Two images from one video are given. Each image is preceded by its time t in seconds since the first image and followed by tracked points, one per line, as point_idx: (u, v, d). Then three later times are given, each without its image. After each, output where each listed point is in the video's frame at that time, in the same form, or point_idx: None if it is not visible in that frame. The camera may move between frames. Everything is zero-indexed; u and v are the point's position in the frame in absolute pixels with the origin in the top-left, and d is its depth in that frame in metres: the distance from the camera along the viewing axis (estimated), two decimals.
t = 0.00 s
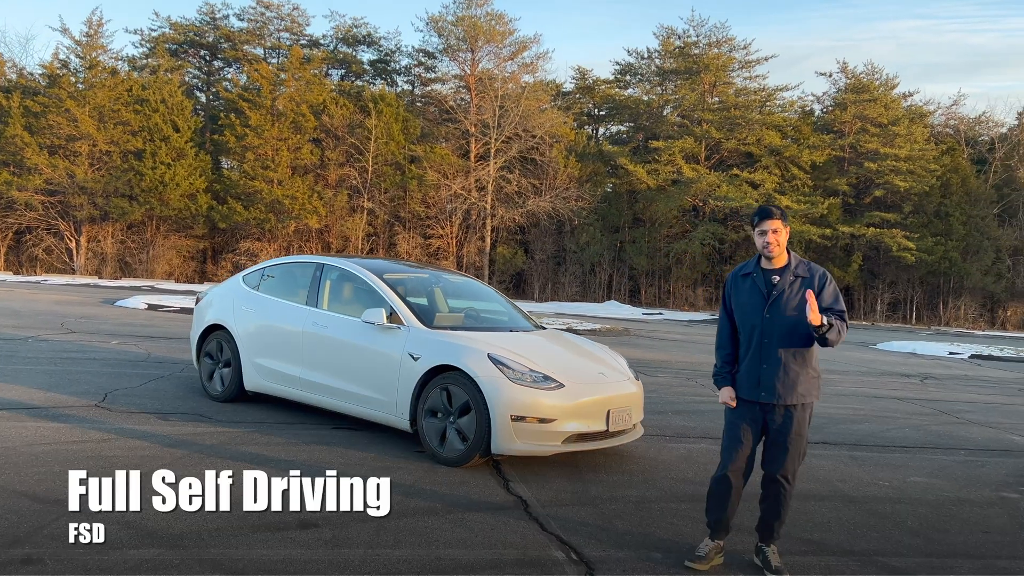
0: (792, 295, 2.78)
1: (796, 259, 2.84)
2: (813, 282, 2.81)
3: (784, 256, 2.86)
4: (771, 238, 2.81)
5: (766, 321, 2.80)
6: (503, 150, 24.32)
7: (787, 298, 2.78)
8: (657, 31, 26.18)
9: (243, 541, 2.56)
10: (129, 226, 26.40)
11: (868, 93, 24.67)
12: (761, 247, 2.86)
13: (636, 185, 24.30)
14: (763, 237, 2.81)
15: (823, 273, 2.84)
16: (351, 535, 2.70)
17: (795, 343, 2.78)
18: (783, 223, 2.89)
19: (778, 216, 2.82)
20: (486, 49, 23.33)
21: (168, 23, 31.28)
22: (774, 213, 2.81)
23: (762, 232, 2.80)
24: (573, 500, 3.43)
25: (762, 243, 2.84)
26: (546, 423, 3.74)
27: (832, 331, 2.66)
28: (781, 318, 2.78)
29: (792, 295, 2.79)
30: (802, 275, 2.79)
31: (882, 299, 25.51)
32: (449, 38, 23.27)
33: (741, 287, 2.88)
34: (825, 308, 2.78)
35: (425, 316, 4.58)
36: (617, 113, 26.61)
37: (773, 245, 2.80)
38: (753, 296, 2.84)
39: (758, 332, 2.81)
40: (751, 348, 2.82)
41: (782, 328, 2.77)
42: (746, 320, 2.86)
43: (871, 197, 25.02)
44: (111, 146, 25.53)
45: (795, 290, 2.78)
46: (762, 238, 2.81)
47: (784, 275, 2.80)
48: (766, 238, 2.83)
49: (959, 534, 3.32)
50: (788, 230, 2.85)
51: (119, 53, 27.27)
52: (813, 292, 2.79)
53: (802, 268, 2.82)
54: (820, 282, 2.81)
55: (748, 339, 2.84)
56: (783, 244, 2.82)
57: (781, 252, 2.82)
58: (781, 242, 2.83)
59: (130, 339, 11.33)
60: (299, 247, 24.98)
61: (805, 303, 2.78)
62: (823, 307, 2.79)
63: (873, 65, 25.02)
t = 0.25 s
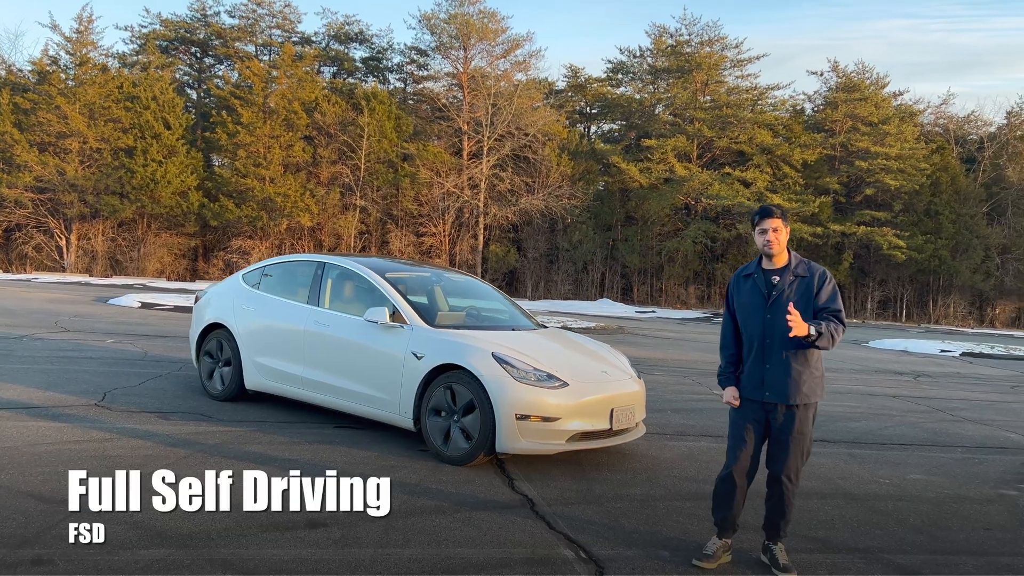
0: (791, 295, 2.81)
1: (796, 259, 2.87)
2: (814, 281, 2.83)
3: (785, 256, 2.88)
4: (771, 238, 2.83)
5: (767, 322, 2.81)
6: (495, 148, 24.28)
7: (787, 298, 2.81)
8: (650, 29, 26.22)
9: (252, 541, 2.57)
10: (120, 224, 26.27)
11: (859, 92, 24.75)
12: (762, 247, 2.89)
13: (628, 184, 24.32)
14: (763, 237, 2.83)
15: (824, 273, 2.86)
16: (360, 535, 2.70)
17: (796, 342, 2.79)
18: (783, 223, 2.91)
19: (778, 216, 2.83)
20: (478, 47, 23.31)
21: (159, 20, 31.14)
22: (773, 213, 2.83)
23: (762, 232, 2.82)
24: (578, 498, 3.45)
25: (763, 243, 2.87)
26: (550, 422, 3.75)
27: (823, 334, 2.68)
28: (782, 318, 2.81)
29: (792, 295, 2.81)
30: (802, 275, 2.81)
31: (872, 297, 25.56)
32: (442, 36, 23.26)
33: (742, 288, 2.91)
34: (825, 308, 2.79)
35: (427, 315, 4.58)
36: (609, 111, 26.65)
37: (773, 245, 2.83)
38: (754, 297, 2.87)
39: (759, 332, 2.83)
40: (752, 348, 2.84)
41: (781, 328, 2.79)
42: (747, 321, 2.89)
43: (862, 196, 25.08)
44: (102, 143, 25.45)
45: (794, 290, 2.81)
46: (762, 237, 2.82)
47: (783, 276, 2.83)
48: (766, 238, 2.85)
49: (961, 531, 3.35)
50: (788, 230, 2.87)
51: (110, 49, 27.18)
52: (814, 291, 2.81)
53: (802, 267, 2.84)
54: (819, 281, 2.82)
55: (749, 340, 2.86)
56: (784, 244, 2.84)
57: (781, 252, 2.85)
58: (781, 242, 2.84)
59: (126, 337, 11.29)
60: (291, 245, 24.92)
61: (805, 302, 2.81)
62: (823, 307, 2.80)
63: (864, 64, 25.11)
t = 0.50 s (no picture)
0: (786, 293, 2.85)
1: (790, 257, 2.91)
2: (808, 279, 2.86)
3: (780, 254, 2.92)
4: (766, 235, 2.86)
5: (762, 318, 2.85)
6: (488, 146, 24.24)
7: (781, 295, 2.85)
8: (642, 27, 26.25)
9: (262, 541, 2.58)
10: (110, 222, 26.13)
11: (850, 91, 24.80)
12: (757, 246, 2.93)
13: (621, 182, 24.35)
14: (759, 235, 2.87)
15: (817, 270, 2.89)
16: (368, 534, 2.72)
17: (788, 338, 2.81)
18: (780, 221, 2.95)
19: (774, 214, 2.87)
20: (471, 45, 23.28)
21: (149, 17, 30.98)
22: (769, 211, 2.86)
23: (756, 230, 2.86)
24: (584, 497, 3.46)
25: (758, 241, 2.90)
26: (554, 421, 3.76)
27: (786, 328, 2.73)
28: (776, 315, 2.86)
29: (785, 293, 2.86)
30: (796, 272, 2.86)
31: (863, 295, 25.63)
32: (434, 34, 23.23)
33: (739, 286, 2.95)
34: (819, 305, 2.81)
35: (429, 314, 4.58)
36: (602, 110, 26.68)
37: (768, 243, 2.86)
38: (751, 295, 2.91)
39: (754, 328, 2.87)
40: (747, 345, 2.88)
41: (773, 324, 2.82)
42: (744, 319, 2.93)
43: (853, 194, 25.17)
44: (92, 141, 25.33)
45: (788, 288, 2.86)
46: (757, 235, 2.86)
47: (778, 274, 2.88)
48: (761, 236, 2.89)
49: (963, 529, 3.38)
50: (784, 228, 2.90)
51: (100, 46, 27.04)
52: (807, 288, 2.85)
53: (796, 265, 2.88)
54: (814, 279, 2.85)
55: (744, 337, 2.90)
56: (779, 242, 2.88)
57: (777, 249, 2.88)
58: (777, 240, 2.88)
59: (121, 337, 11.25)
60: (282, 243, 24.87)
61: (797, 299, 2.85)
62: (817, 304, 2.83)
63: (855, 63, 25.18)
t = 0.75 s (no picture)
0: (774, 293, 2.87)
1: (778, 255, 2.92)
2: (795, 277, 2.89)
3: (767, 253, 2.94)
4: (751, 236, 2.89)
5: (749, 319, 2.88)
6: (481, 144, 24.21)
7: (768, 295, 2.88)
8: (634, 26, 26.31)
9: (270, 541, 2.59)
10: (101, 220, 26.01)
11: (842, 90, 24.89)
12: (744, 246, 2.95)
13: (614, 181, 24.40)
14: (743, 236, 2.90)
15: (805, 268, 2.91)
16: (376, 534, 2.72)
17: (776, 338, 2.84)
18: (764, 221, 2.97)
19: (758, 215, 2.89)
20: (464, 43, 23.26)
21: (140, 14, 30.84)
22: (754, 212, 2.88)
23: (742, 231, 2.88)
24: (588, 496, 3.48)
25: (743, 241, 2.93)
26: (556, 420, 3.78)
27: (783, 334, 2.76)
28: (765, 314, 2.88)
29: (773, 293, 2.88)
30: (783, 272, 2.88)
31: (854, 293, 25.72)
32: (427, 32, 23.21)
33: (727, 287, 2.98)
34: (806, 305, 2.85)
35: (430, 314, 4.58)
36: (595, 108, 26.71)
37: (753, 243, 2.89)
38: (739, 296, 2.94)
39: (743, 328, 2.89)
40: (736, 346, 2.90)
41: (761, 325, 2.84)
42: (733, 319, 2.96)
43: (845, 193, 25.27)
44: (83, 138, 25.22)
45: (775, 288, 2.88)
46: (742, 237, 2.88)
47: (766, 273, 2.90)
48: (747, 237, 2.91)
49: (963, 527, 3.41)
50: (769, 228, 2.92)
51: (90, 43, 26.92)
52: (794, 287, 2.87)
53: (783, 264, 2.90)
54: (801, 278, 2.88)
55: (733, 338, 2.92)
56: (764, 242, 2.90)
57: (762, 249, 2.90)
58: (762, 240, 2.90)
59: (117, 336, 11.20)
60: (275, 241, 24.82)
61: (786, 299, 2.88)
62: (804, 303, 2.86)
63: (847, 62, 25.26)
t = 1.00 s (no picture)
0: (765, 290, 2.89)
1: (766, 253, 2.95)
2: (785, 276, 2.92)
3: (756, 251, 2.96)
4: (740, 234, 2.91)
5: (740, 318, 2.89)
6: (475, 142, 24.17)
7: (760, 293, 2.89)
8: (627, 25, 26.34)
9: (275, 540, 2.58)
10: (93, 218, 25.88)
11: (835, 89, 24.94)
12: (732, 243, 2.96)
13: (607, 179, 24.45)
14: (733, 234, 2.92)
15: (793, 266, 2.95)
16: (380, 533, 2.72)
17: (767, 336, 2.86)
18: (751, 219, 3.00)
19: (748, 213, 2.91)
20: (457, 41, 23.23)
21: (131, 11, 30.67)
22: (744, 210, 2.91)
23: (732, 229, 2.90)
24: (590, 495, 3.48)
25: (732, 239, 2.94)
26: (558, 419, 3.78)
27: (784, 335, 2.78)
28: (756, 312, 2.88)
29: (763, 290, 2.90)
30: (773, 269, 2.90)
31: (846, 292, 25.83)
32: (420, 30, 23.17)
33: (717, 285, 2.98)
34: (797, 302, 2.89)
35: (430, 312, 4.57)
36: (588, 107, 26.73)
37: (743, 241, 2.91)
38: (729, 294, 2.96)
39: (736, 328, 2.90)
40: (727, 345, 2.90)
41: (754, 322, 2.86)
42: (723, 317, 2.97)
43: (837, 192, 25.36)
44: (74, 136, 25.09)
45: (767, 286, 2.89)
46: (732, 234, 2.90)
47: (757, 271, 2.91)
48: (736, 235, 2.93)
49: (963, 524, 3.43)
50: (757, 226, 2.95)
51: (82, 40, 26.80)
52: (785, 285, 2.90)
53: (773, 262, 2.93)
54: (791, 275, 2.91)
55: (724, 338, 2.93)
56: (753, 240, 2.93)
57: (752, 248, 2.92)
58: (751, 239, 2.93)
59: (111, 335, 11.15)
60: (268, 240, 24.79)
61: (776, 296, 2.90)
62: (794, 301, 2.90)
63: (839, 61, 25.32)
